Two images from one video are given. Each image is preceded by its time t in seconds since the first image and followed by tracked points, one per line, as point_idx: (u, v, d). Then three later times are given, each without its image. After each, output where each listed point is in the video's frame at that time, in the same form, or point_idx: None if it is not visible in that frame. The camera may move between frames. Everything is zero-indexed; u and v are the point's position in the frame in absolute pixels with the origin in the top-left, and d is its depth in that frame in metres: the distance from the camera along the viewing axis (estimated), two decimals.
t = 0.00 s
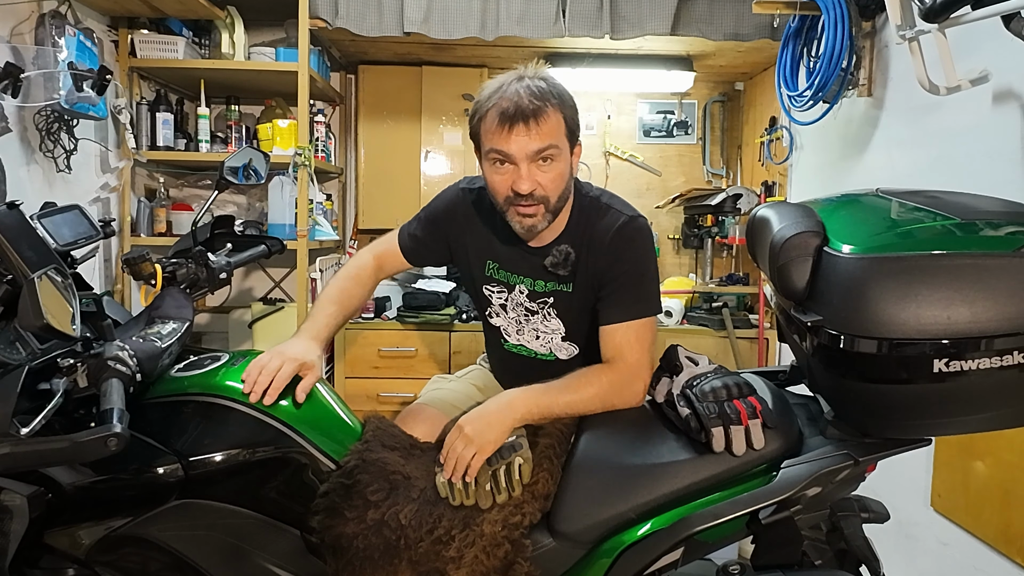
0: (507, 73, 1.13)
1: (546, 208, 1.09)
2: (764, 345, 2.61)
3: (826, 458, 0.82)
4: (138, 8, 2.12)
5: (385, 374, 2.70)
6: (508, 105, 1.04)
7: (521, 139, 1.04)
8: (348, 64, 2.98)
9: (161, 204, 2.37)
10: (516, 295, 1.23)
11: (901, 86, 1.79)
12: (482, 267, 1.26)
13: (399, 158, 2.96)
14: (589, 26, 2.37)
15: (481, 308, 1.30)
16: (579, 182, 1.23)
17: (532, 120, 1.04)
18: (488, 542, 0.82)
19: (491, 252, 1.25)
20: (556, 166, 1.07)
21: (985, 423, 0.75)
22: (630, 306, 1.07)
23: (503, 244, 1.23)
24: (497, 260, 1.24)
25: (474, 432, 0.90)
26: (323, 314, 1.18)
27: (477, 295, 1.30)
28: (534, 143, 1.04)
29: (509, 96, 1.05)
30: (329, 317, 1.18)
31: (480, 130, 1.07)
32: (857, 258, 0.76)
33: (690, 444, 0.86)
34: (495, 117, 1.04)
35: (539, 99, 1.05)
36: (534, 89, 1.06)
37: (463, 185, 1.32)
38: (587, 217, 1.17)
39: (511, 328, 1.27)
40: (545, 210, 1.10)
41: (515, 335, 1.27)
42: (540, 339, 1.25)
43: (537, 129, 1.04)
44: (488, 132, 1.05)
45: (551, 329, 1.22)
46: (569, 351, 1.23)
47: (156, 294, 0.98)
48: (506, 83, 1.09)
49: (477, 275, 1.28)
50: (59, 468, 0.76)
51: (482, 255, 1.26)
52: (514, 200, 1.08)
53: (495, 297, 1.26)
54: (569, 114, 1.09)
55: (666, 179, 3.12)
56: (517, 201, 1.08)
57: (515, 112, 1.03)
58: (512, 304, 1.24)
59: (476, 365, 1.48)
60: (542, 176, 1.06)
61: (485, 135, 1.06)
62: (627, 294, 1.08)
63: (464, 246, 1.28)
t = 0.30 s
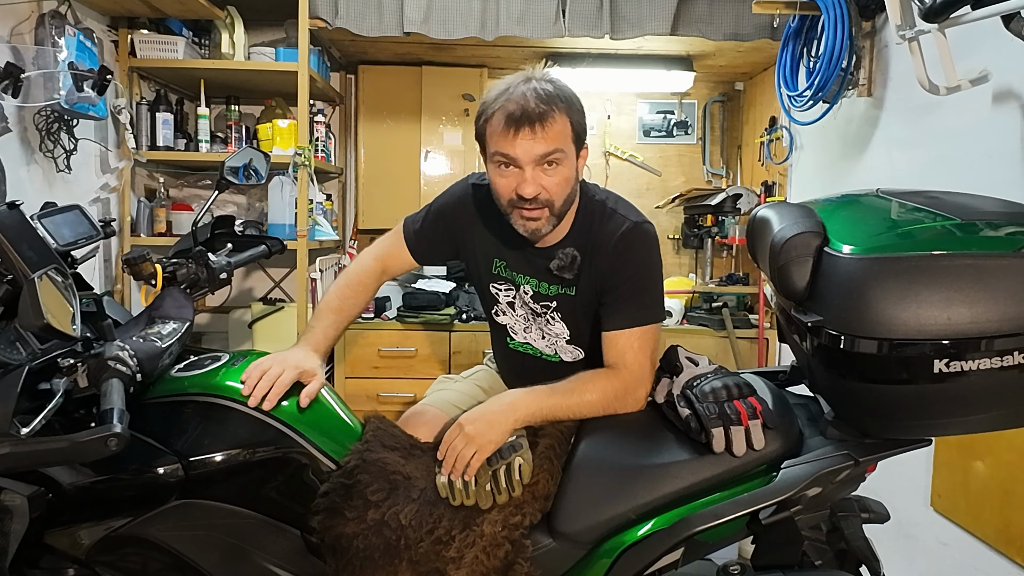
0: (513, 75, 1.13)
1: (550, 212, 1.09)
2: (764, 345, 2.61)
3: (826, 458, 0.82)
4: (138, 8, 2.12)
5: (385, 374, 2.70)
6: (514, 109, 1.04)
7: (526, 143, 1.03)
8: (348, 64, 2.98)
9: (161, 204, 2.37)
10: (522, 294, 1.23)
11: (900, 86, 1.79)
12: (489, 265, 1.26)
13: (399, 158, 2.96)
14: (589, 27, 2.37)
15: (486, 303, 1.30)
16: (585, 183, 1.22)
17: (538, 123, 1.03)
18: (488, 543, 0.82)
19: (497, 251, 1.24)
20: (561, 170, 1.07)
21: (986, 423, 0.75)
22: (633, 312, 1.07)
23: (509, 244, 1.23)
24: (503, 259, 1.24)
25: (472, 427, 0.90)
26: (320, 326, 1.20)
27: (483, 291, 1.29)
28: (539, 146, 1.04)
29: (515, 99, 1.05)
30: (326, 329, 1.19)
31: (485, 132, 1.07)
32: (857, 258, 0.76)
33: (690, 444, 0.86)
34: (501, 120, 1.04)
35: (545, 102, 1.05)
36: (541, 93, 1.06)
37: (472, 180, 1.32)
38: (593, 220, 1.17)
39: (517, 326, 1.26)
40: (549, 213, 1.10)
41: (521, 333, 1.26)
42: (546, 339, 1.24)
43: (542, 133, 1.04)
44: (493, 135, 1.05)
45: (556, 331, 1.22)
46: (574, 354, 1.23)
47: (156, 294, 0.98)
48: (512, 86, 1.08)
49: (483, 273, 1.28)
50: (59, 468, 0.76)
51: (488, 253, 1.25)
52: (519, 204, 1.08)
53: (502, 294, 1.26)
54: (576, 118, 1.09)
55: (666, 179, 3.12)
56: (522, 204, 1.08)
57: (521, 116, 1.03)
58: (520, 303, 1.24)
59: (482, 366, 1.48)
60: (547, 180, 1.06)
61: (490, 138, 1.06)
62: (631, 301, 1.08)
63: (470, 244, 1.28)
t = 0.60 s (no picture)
0: (528, 72, 1.13)
1: (559, 208, 1.10)
2: (764, 345, 2.61)
3: (827, 458, 0.82)
4: (138, 8, 2.12)
5: (385, 374, 2.70)
6: (529, 105, 1.04)
7: (540, 138, 1.04)
8: (348, 64, 2.97)
9: (161, 204, 2.37)
10: (529, 288, 1.23)
11: (901, 86, 1.79)
12: (496, 257, 1.26)
13: (399, 158, 2.96)
14: (589, 27, 2.37)
15: (492, 296, 1.30)
16: (593, 182, 1.22)
17: (552, 120, 1.04)
18: (488, 543, 0.82)
19: (504, 245, 1.25)
20: (573, 166, 1.07)
21: (986, 423, 0.75)
22: (634, 313, 1.07)
23: (516, 238, 1.23)
24: (511, 252, 1.24)
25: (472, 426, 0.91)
26: (324, 326, 1.19)
27: (490, 284, 1.30)
28: (552, 143, 1.04)
29: (530, 95, 1.05)
30: (330, 329, 1.19)
31: (498, 128, 1.07)
32: (857, 258, 0.76)
33: (691, 444, 0.86)
34: (515, 115, 1.04)
35: (560, 100, 1.05)
36: (556, 90, 1.06)
37: (485, 172, 1.33)
38: (599, 218, 1.17)
39: (523, 318, 1.27)
40: (558, 209, 1.10)
41: (526, 326, 1.27)
42: (550, 333, 1.25)
43: (556, 129, 1.04)
44: (506, 130, 1.05)
45: (560, 327, 1.22)
46: (576, 352, 1.23)
47: (156, 294, 0.98)
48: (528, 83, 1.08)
49: (490, 266, 1.28)
50: (59, 468, 0.76)
51: (496, 246, 1.26)
52: (529, 198, 1.08)
53: (509, 287, 1.26)
54: (589, 117, 1.09)
55: (666, 180, 3.12)
56: (532, 199, 1.08)
57: (536, 112, 1.03)
58: (526, 296, 1.24)
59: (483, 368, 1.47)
60: (558, 176, 1.06)
61: (502, 133, 1.06)
62: (634, 300, 1.08)
63: (479, 236, 1.29)
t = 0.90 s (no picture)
0: (534, 74, 1.13)
1: (566, 210, 1.09)
2: (764, 345, 2.61)
3: (826, 458, 0.82)
4: (138, 8, 2.12)
5: (386, 374, 2.70)
6: (538, 107, 1.04)
7: (549, 140, 1.04)
8: (348, 64, 2.98)
9: (161, 204, 2.37)
10: (530, 289, 1.23)
11: (900, 86, 1.79)
12: (497, 258, 1.26)
13: (399, 158, 2.96)
14: (589, 27, 2.37)
15: (492, 297, 1.30)
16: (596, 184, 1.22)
17: (561, 123, 1.04)
18: (488, 542, 0.82)
19: (506, 245, 1.25)
20: (581, 169, 1.07)
21: (985, 423, 0.75)
22: (635, 314, 1.07)
23: (519, 239, 1.23)
24: (512, 253, 1.24)
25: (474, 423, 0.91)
26: (322, 327, 1.20)
27: (490, 284, 1.30)
28: (561, 145, 1.04)
29: (538, 97, 1.05)
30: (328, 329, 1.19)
31: (506, 129, 1.07)
32: (857, 258, 0.76)
33: (691, 444, 0.86)
34: (524, 117, 1.04)
35: (568, 101, 1.05)
36: (564, 92, 1.06)
37: (486, 173, 1.33)
38: (602, 220, 1.17)
39: (524, 319, 1.27)
40: (565, 212, 1.10)
41: (527, 327, 1.27)
42: (551, 334, 1.25)
43: (564, 131, 1.04)
44: (514, 132, 1.05)
45: (561, 328, 1.22)
46: (577, 352, 1.24)
47: (156, 294, 0.98)
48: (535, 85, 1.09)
49: (491, 266, 1.28)
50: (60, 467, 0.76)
51: (497, 247, 1.26)
52: (537, 201, 1.08)
53: (510, 289, 1.26)
54: (596, 119, 1.09)
55: (666, 180, 3.12)
56: (539, 201, 1.08)
57: (546, 114, 1.04)
58: (527, 297, 1.24)
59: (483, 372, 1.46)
60: (566, 178, 1.06)
61: (511, 135, 1.06)
62: (635, 302, 1.08)
63: (481, 238, 1.29)
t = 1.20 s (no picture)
0: (536, 73, 1.13)
1: (567, 210, 1.09)
2: (764, 345, 2.61)
3: (827, 458, 0.82)
4: (138, 8, 2.12)
5: (385, 374, 2.70)
6: (540, 106, 1.04)
7: (550, 140, 1.04)
8: (348, 64, 2.97)
9: (161, 204, 2.37)
10: (529, 290, 1.23)
11: (900, 86, 1.79)
12: (496, 258, 1.26)
13: (399, 158, 2.96)
14: (589, 27, 2.37)
15: (490, 297, 1.30)
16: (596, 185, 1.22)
17: (563, 122, 1.04)
18: (488, 543, 0.81)
19: (504, 245, 1.25)
20: (582, 169, 1.07)
21: (986, 423, 0.75)
22: (636, 314, 1.07)
23: (518, 239, 1.23)
24: (510, 253, 1.24)
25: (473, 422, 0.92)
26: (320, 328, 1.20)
27: (489, 285, 1.29)
28: (562, 145, 1.04)
29: (540, 96, 1.05)
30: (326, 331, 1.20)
31: (507, 128, 1.07)
32: (857, 258, 0.76)
33: (691, 444, 0.86)
34: (525, 116, 1.04)
35: (570, 101, 1.05)
36: (566, 91, 1.06)
37: (485, 173, 1.32)
38: (602, 221, 1.17)
39: (522, 320, 1.26)
40: (566, 211, 1.09)
41: (524, 328, 1.27)
42: (549, 335, 1.24)
43: (566, 131, 1.04)
44: (515, 131, 1.05)
45: (559, 328, 1.22)
46: (575, 354, 1.23)
47: (156, 294, 0.98)
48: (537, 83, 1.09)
49: (489, 266, 1.28)
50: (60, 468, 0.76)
51: (495, 247, 1.26)
52: (538, 200, 1.08)
53: (508, 289, 1.26)
54: (597, 118, 1.09)
55: (666, 180, 3.12)
56: (540, 201, 1.08)
57: (547, 113, 1.03)
58: (525, 297, 1.24)
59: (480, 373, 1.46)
60: (567, 178, 1.06)
61: (512, 134, 1.06)
62: (634, 303, 1.08)
63: (480, 237, 1.28)
